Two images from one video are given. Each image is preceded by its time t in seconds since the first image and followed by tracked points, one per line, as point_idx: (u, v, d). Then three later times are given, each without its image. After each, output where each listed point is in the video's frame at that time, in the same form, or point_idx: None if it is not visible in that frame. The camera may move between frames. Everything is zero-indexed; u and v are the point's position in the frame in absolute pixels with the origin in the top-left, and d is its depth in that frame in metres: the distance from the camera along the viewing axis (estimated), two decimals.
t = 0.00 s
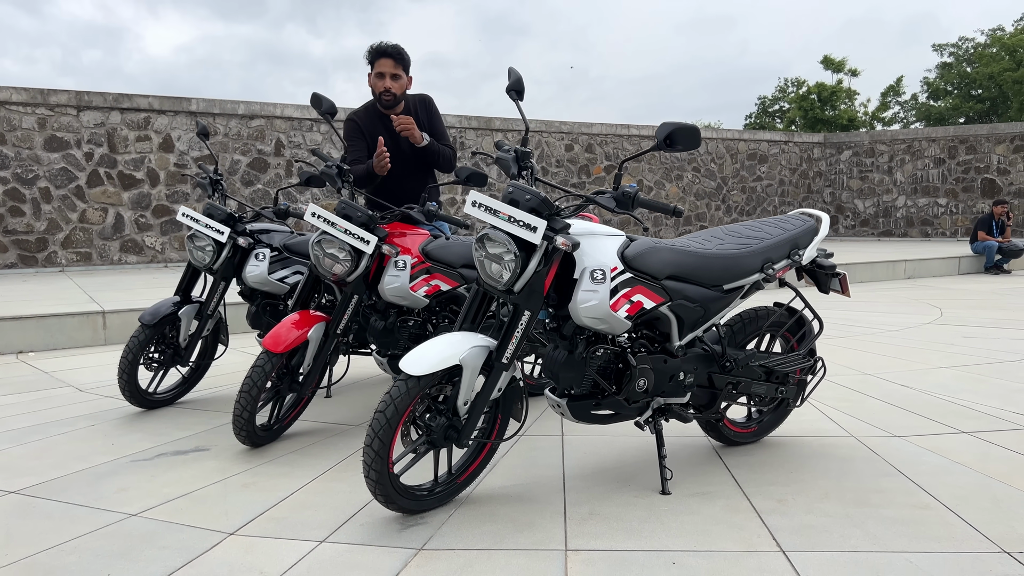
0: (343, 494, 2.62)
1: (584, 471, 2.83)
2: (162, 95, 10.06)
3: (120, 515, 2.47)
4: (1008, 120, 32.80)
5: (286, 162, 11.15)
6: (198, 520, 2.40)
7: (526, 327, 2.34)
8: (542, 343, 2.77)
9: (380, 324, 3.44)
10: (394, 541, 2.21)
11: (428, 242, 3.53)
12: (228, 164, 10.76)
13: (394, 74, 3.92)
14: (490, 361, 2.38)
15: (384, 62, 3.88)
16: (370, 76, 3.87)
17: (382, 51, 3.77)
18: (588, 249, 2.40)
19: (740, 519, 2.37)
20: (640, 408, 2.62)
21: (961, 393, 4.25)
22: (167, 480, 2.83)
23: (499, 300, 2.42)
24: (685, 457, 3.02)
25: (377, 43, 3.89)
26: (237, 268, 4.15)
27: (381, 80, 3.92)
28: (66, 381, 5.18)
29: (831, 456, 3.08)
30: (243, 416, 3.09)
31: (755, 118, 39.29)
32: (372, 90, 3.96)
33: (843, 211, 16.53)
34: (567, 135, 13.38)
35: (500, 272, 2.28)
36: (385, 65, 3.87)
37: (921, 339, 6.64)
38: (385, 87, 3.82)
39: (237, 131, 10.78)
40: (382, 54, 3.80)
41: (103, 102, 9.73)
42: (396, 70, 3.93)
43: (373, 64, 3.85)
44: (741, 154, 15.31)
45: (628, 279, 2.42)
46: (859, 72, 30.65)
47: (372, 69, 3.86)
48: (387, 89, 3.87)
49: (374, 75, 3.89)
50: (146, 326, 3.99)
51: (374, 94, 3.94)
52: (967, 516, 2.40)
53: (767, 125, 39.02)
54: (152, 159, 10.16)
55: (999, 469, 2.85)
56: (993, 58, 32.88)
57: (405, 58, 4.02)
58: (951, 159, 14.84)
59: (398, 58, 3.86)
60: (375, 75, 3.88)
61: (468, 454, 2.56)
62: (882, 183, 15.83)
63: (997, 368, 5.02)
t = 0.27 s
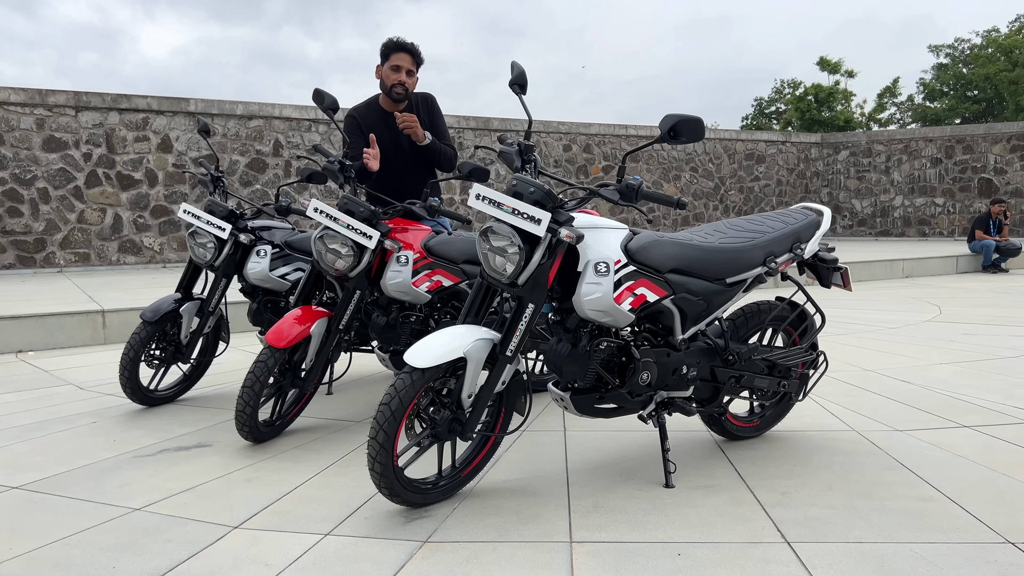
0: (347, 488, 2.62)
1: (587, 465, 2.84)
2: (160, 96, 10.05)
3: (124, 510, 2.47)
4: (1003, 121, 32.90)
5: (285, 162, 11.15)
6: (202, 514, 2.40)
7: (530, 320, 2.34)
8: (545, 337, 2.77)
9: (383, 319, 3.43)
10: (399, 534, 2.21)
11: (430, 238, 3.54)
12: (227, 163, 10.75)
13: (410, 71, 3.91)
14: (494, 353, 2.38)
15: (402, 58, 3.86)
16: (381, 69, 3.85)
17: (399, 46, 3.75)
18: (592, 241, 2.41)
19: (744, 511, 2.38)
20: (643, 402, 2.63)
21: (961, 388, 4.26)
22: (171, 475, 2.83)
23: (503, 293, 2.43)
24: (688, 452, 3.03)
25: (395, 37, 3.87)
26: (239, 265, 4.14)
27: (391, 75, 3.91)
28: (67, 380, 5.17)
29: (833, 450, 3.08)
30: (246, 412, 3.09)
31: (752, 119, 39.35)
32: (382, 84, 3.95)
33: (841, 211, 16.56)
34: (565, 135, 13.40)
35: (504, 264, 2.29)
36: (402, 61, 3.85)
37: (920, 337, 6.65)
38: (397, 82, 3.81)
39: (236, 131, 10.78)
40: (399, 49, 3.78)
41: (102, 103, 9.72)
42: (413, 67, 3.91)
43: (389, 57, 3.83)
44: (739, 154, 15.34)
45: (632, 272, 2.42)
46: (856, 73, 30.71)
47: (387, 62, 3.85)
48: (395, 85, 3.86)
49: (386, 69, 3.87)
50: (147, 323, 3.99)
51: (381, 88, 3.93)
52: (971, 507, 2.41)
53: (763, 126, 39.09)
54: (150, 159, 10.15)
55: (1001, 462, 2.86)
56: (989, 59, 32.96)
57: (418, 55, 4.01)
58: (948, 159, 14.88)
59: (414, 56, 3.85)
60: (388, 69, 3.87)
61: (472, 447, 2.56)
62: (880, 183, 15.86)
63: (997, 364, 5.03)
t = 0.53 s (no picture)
0: (356, 486, 2.61)
1: (595, 463, 2.83)
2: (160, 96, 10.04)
3: (132, 508, 2.45)
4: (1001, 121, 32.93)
5: (285, 163, 11.14)
6: (211, 512, 2.39)
7: (540, 316, 2.33)
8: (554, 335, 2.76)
9: (389, 318, 3.42)
10: (410, 531, 2.21)
11: (436, 236, 3.53)
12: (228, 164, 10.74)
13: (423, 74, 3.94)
14: (504, 350, 2.37)
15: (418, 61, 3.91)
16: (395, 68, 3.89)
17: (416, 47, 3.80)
18: (602, 238, 2.40)
19: (755, 508, 2.38)
20: (652, 399, 2.62)
21: (967, 386, 4.26)
22: (178, 474, 2.82)
23: (513, 290, 2.42)
24: (696, 449, 3.02)
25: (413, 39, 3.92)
26: (243, 264, 4.13)
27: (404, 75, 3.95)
28: (70, 380, 5.17)
29: (841, 447, 3.07)
30: (253, 410, 3.08)
31: (750, 120, 39.38)
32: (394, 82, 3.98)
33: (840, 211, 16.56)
34: (565, 135, 13.40)
35: (514, 261, 2.28)
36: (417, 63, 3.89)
37: (922, 335, 6.65)
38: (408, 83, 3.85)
39: (236, 132, 10.77)
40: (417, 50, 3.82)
41: (102, 103, 9.72)
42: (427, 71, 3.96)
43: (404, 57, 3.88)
44: (738, 154, 15.35)
45: (642, 269, 2.42)
46: (854, 74, 30.72)
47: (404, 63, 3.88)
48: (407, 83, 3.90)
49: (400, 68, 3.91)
50: (152, 322, 3.98)
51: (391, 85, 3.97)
52: (982, 503, 2.40)
53: (761, 127, 39.11)
54: (150, 160, 10.14)
55: (1010, 459, 2.86)
56: (987, 59, 33.00)
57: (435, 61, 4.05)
58: (947, 159, 14.88)
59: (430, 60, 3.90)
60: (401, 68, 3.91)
61: (481, 445, 2.56)
62: (879, 183, 15.86)
63: (1001, 362, 5.03)
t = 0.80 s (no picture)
0: (368, 487, 2.60)
1: (608, 463, 2.82)
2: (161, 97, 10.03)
3: (144, 510, 2.43)
4: (1000, 121, 32.92)
5: (286, 164, 11.14)
6: (224, 513, 2.38)
7: (555, 316, 2.32)
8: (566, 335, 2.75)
9: (398, 318, 3.41)
10: (424, 532, 2.20)
11: (446, 236, 3.53)
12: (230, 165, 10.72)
13: (433, 78, 3.94)
14: (518, 351, 2.36)
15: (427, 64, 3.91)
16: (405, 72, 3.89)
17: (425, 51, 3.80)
18: (617, 237, 2.39)
19: (771, 508, 2.37)
20: (665, 399, 2.61)
21: (975, 385, 4.24)
22: (188, 476, 2.80)
23: (526, 290, 2.41)
24: (709, 449, 3.01)
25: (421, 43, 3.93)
26: (250, 265, 4.12)
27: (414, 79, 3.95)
28: (75, 381, 5.15)
29: (854, 447, 3.06)
30: (263, 412, 3.07)
31: (749, 120, 39.38)
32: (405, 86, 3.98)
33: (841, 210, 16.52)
34: (566, 136, 13.39)
35: (528, 260, 2.27)
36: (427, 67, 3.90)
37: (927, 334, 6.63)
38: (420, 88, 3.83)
39: (238, 133, 10.76)
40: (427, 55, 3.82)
41: (103, 105, 9.71)
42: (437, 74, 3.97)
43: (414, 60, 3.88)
44: (739, 154, 15.34)
45: (656, 268, 2.41)
46: (853, 74, 30.70)
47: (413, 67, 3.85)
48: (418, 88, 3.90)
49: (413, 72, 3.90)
50: (160, 323, 3.98)
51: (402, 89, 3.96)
52: (999, 503, 2.39)
53: (760, 127, 39.12)
54: (152, 161, 10.13)
55: None
56: (985, 59, 33.00)
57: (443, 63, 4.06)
58: (948, 158, 14.87)
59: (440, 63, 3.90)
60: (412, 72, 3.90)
61: (495, 445, 2.55)
62: (880, 182, 15.84)
63: (1008, 361, 5.01)
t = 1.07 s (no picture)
0: (382, 492, 2.58)
1: (622, 467, 2.81)
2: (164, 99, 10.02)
3: (158, 515, 2.41)
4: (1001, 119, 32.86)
5: (289, 165, 11.14)
6: (238, 519, 2.35)
7: (571, 320, 2.30)
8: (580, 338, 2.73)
9: (409, 321, 3.40)
10: (441, 538, 2.18)
11: (456, 238, 3.52)
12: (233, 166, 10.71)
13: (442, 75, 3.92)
14: (533, 355, 2.34)
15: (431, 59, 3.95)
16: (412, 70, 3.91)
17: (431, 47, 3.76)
18: (633, 240, 2.38)
19: (790, 513, 2.35)
20: (681, 403, 2.59)
21: (987, 386, 4.22)
22: (201, 480, 2.78)
23: (541, 293, 2.39)
24: (723, 453, 2.99)
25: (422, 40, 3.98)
26: (260, 267, 4.13)
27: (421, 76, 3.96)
28: (82, 384, 5.15)
29: (869, 450, 3.03)
30: (275, 416, 3.06)
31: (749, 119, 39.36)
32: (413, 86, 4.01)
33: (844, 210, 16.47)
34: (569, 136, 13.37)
35: (544, 264, 2.25)
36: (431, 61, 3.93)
37: (934, 335, 6.61)
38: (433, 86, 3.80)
39: (241, 134, 10.76)
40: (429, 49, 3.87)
41: (106, 106, 9.72)
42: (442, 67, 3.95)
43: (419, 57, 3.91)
44: (742, 154, 15.31)
45: (672, 271, 2.39)
46: (853, 73, 30.66)
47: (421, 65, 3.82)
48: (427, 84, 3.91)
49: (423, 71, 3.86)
50: (169, 327, 3.97)
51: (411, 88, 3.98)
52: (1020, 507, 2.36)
53: (761, 126, 39.09)
54: (155, 162, 10.13)
55: None
56: (986, 57, 32.95)
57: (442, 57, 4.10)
58: (951, 157, 14.84)
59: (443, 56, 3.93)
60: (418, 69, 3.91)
61: (509, 450, 2.53)
62: (883, 182, 15.81)
63: (1017, 362, 4.99)
